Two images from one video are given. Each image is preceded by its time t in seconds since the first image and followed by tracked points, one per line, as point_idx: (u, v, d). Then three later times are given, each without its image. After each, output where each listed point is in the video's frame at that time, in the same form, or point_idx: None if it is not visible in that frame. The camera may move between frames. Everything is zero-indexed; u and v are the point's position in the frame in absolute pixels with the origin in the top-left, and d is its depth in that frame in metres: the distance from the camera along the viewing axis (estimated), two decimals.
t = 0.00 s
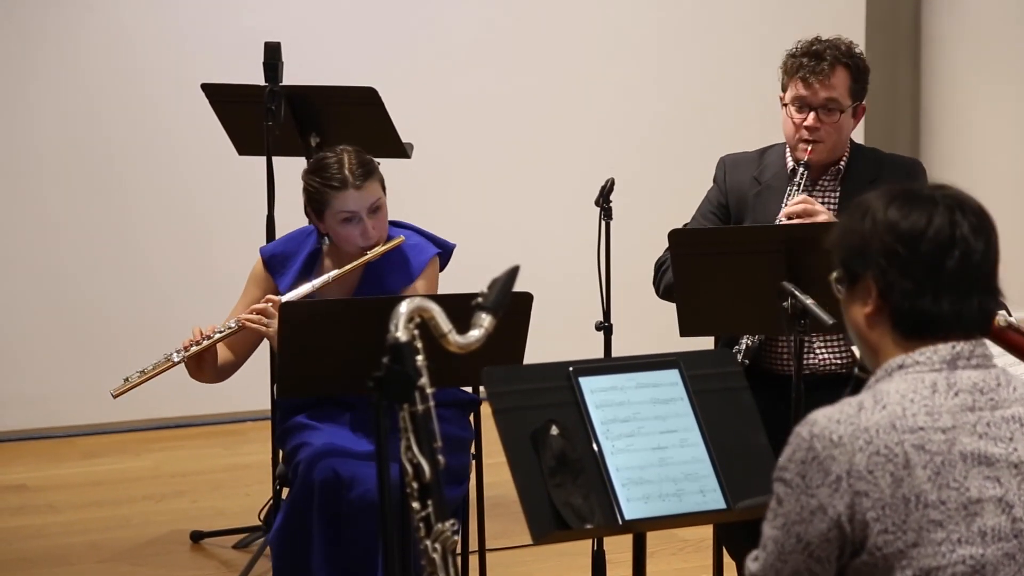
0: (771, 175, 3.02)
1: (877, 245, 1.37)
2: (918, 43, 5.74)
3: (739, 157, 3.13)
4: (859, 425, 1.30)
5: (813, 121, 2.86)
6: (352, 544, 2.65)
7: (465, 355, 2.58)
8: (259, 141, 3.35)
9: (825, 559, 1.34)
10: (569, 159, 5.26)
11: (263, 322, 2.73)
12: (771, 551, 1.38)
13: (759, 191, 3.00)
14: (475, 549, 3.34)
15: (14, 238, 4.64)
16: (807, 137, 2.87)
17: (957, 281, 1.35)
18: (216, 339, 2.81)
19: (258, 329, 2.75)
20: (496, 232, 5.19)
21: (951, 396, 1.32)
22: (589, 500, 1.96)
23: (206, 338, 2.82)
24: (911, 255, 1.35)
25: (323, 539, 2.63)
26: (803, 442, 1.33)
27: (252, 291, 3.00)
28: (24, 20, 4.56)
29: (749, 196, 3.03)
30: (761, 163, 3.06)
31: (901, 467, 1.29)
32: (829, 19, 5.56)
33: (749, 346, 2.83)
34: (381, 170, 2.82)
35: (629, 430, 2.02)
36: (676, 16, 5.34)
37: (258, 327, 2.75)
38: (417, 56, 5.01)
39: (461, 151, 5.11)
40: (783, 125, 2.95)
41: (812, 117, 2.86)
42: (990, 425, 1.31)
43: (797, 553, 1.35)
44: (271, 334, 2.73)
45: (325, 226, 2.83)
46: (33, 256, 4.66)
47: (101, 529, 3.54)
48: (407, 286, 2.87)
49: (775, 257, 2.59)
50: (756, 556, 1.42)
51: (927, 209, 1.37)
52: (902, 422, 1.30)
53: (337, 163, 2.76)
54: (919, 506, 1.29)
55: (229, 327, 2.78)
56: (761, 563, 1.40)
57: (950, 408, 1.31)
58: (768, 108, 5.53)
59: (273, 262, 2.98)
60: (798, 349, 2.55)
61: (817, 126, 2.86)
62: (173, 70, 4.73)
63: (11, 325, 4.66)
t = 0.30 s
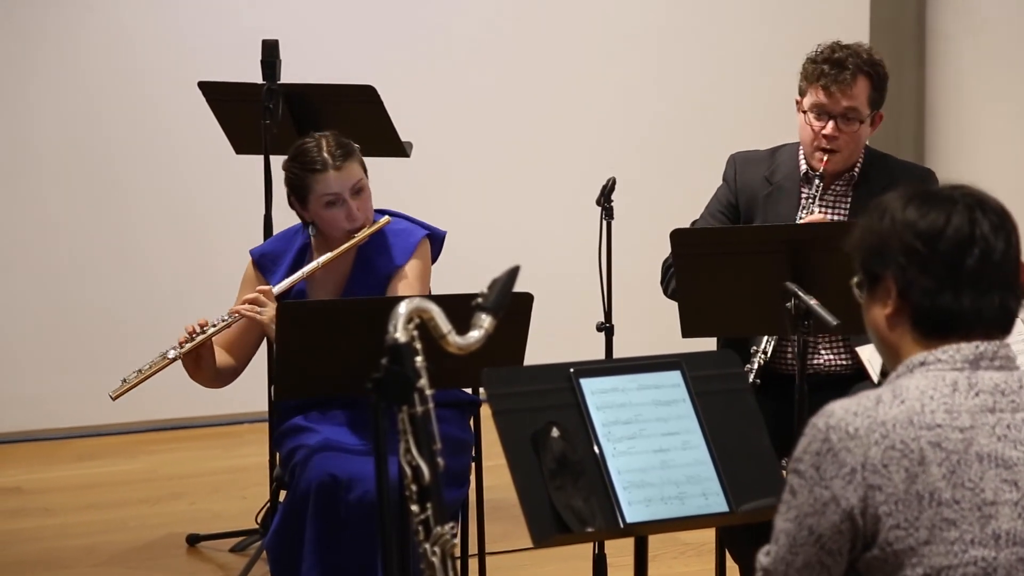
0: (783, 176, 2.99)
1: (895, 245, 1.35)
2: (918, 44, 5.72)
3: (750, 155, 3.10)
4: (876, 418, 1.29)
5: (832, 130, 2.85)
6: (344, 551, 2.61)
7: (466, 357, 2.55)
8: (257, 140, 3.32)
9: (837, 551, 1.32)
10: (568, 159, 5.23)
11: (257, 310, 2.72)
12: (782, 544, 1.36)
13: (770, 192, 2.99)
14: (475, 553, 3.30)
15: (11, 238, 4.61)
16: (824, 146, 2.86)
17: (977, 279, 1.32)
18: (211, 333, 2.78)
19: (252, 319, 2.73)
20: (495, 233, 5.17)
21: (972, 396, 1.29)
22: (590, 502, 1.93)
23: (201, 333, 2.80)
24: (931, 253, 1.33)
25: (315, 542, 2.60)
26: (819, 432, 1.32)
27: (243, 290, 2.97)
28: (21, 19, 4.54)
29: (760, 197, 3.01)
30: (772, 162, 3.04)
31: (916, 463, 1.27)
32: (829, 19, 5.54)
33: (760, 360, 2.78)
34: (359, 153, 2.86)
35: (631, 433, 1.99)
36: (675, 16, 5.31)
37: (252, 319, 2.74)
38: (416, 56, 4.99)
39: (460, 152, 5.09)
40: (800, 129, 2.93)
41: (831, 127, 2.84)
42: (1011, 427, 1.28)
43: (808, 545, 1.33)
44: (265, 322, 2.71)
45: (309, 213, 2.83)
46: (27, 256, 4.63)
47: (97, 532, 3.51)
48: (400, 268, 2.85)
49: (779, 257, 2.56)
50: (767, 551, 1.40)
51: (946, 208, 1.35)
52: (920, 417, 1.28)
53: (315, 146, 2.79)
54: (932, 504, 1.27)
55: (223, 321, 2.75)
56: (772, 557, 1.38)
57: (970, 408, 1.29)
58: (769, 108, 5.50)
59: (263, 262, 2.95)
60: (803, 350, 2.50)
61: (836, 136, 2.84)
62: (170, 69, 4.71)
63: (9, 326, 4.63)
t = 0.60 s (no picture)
0: (795, 179, 2.98)
1: (858, 265, 1.36)
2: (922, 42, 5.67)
3: (763, 154, 3.07)
4: (867, 429, 1.26)
5: (848, 154, 2.80)
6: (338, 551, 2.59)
7: (466, 358, 2.52)
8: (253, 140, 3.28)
9: (842, 568, 1.27)
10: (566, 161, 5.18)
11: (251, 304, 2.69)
12: (788, 568, 1.31)
13: (781, 195, 2.97)
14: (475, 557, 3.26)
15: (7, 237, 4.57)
16: (839, 167, 2.83)
17: (941, 281, 1.31)
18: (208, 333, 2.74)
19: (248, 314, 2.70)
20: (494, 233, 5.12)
21: (963, 399, 1.26)
22: (592, 507, 1.88)
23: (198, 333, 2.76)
24: (889, 266, 1.33)
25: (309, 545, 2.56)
26: (811, 450, 1.28)
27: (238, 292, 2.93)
28: (13, 18, 4.49)
29: (771, 199, 2.99)
30: (784, 164, 3.02)
31: (910, 470, 1.24)
32: (830, 18, 5.49)
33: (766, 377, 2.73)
34: (342, 139, 2.84)
35: (632, 434, 1.95)
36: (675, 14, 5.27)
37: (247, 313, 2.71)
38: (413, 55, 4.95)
39: (458, 151, 5.05)
40: (816, 146, 2.88)
41: (847, 152, 2.80)
42: (1005, 427, 1.26)
43: (814, 567, 1.28)
44: (261, 314, 2.68)
45: (297, 205, 2.82)
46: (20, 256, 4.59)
47: (90, 536, 3.46)
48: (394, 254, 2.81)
49: (782, 256, 2.52)
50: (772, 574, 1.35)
51: (897, 221, 1.35)
52: (911, 424, 1.25)
53: (295, 134, 2.78)
54: (931, 510, 1.24)
55: (217, 320, 2.72)
56: None
57: (961, 411, 1.26)
58: (772, 106, 5.46)
59: (258, 262, 2.92)
60: (807, 351, 2.46)
61: (851, 160, 2.81)
62: (165, 69, 4.66)
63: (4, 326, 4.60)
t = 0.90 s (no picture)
0: (798, 162, 2.96)
1: (846, 257, 1.30)
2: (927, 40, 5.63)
3: (765, 144, 3.06)
4: (854, 435, 1.20)
5: (845, 119, 2.78)
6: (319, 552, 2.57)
7: (466, 359, 2.48)
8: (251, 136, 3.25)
9: None
10: (568, 162, 5.16)
11: (249, 282, 2.66)
12: None
13: (785, 179, 2.95)
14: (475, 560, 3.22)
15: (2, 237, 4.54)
16: (838, 135, 2.80)
17: (931, 275, 1.27)
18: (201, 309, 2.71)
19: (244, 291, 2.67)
20: (496, 235, 5.09)
21: (950, 400, 1.21)
22: (593, 508, 1.85)
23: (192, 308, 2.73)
24: (879, 258, 1.28)
25: (286, 546, 2.55)
26: (798, 457, 1.22)
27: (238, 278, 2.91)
28: (12, 20, 4.47)
29: (774, 183, 2.97)
30: (788, 151, 3.00)
31: (899, 476, 1.18)
32: (834, 19, 5.46)
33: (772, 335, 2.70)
34: (351, 126, 2.82)
35: (635, 436, 1.91)
36: (677, 16, 5.24)
37: (243, 291, 2.67)
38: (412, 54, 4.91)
39: (459, 152, 5.02)
40: (815, 122, 2.87)
41: (843, 116, 2.78)
42: (994, 427, 1.21)
43: None
44: (258, 295, 2.65)
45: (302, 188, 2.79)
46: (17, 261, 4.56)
47: (86, 539, 3.43)
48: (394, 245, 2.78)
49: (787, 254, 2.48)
50: None
51: (886, 213, 1.31)
52: (898, 429, 1.19)
53: (305, 116, 2.75)
54: (920, 516, 1.18)
55: (213, 295, 2.69)
56: None
57: (948, 413, 1.21)
58: (775, 105, 5.43)
59: (259, 250, 2.89)
60: (813, 348, 2.43)
61: (849, 125, 2.78)
62: (165, 70, 4.64)
63: None
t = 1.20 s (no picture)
0: (798, 158, 2.94)
1: (843, 249, 1.30)
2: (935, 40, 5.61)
3: (765, 142, 3.04)
4: (848, 432, 1.20)
5: (842, 106, 2.78)
6: (306, 547, 2.54)
7: (467, 359, 2.46)
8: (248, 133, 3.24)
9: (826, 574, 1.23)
10: (568, 163, 5.13)
11: (246, 267, 2.63)
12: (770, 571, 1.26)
13: (785, 174, 2.93)
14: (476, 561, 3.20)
15: None
16: (837, 122, 2.79)
17: (928, 268, 1.26)
18: (197, 291, 2.70)
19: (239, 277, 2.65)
20: (495, 236, 5.07)
21: (944, 397, 1.21)
22: (595, 509, 1.83)
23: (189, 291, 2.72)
24: (876, 251, 1.28)
25: (272, 538, 2.52)
26: (792, 453, 1.23)
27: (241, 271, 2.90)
28: (8, 21, 4.44)
29: (775, 178, 2.94)
30: (788, 147, 2.99)
31: (893, 474, 1.19)
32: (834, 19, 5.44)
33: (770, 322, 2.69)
34: (359, 117, 2.81)
35: (637, 437, 1.88)
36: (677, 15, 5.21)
37: (240, 276, 2.65)
38: (411, 51, 4.89)
39: (458, 153, 4.99)
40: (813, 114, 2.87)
41: (841, 103, 2.78)
42: (988, 424, 1.21)
43: (798, 571, 1.23)
44: (254, 280, 2.63)
45: (306, 176, 2.78)
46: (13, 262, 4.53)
47: (84, 540, 3.40)
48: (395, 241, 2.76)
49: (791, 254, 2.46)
50: None
51: (885, 205, 1.30)
52: (892, 426, 1.20)
53: (313, 105, 2.76)
54: (914, 513, 1.19)
55: (210, 278, 2.68)
56: None
57: (943, 410, 1.21)
58: (776, 103, 5.40)
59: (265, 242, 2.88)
60: (816, 349, 2.41)
61: (847, 112, 2.78)
62: (162, 69, 4.61)
63: None
